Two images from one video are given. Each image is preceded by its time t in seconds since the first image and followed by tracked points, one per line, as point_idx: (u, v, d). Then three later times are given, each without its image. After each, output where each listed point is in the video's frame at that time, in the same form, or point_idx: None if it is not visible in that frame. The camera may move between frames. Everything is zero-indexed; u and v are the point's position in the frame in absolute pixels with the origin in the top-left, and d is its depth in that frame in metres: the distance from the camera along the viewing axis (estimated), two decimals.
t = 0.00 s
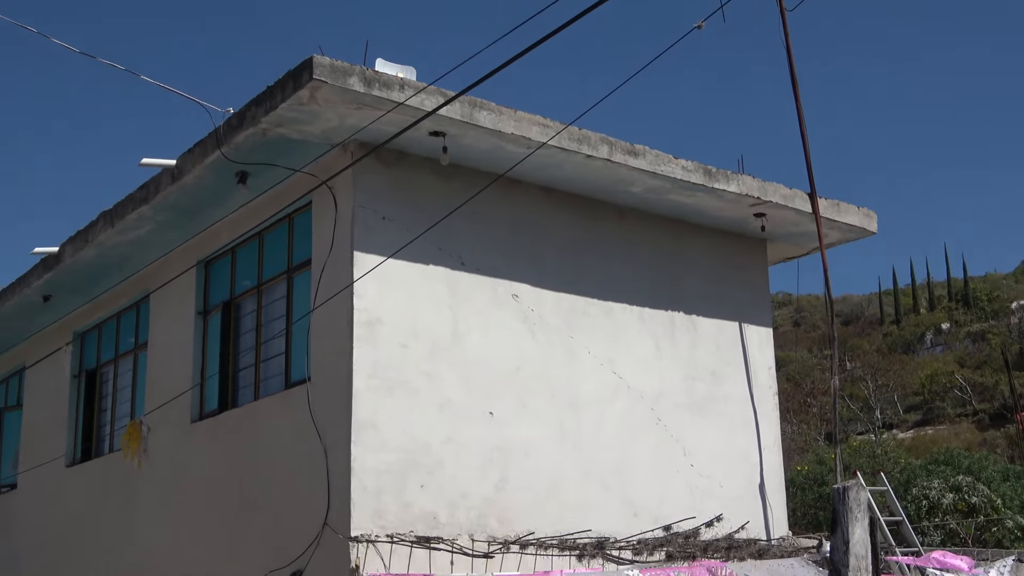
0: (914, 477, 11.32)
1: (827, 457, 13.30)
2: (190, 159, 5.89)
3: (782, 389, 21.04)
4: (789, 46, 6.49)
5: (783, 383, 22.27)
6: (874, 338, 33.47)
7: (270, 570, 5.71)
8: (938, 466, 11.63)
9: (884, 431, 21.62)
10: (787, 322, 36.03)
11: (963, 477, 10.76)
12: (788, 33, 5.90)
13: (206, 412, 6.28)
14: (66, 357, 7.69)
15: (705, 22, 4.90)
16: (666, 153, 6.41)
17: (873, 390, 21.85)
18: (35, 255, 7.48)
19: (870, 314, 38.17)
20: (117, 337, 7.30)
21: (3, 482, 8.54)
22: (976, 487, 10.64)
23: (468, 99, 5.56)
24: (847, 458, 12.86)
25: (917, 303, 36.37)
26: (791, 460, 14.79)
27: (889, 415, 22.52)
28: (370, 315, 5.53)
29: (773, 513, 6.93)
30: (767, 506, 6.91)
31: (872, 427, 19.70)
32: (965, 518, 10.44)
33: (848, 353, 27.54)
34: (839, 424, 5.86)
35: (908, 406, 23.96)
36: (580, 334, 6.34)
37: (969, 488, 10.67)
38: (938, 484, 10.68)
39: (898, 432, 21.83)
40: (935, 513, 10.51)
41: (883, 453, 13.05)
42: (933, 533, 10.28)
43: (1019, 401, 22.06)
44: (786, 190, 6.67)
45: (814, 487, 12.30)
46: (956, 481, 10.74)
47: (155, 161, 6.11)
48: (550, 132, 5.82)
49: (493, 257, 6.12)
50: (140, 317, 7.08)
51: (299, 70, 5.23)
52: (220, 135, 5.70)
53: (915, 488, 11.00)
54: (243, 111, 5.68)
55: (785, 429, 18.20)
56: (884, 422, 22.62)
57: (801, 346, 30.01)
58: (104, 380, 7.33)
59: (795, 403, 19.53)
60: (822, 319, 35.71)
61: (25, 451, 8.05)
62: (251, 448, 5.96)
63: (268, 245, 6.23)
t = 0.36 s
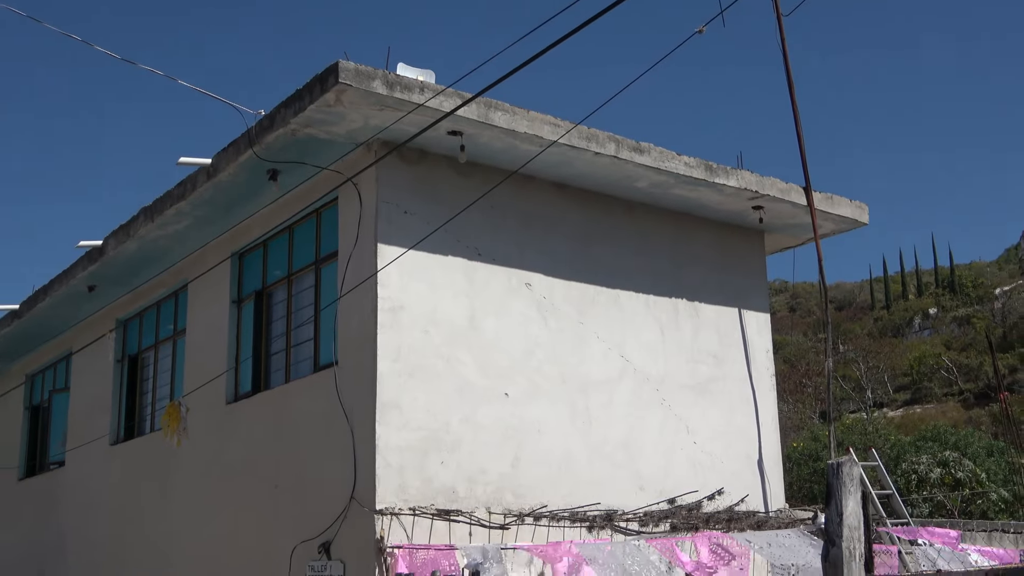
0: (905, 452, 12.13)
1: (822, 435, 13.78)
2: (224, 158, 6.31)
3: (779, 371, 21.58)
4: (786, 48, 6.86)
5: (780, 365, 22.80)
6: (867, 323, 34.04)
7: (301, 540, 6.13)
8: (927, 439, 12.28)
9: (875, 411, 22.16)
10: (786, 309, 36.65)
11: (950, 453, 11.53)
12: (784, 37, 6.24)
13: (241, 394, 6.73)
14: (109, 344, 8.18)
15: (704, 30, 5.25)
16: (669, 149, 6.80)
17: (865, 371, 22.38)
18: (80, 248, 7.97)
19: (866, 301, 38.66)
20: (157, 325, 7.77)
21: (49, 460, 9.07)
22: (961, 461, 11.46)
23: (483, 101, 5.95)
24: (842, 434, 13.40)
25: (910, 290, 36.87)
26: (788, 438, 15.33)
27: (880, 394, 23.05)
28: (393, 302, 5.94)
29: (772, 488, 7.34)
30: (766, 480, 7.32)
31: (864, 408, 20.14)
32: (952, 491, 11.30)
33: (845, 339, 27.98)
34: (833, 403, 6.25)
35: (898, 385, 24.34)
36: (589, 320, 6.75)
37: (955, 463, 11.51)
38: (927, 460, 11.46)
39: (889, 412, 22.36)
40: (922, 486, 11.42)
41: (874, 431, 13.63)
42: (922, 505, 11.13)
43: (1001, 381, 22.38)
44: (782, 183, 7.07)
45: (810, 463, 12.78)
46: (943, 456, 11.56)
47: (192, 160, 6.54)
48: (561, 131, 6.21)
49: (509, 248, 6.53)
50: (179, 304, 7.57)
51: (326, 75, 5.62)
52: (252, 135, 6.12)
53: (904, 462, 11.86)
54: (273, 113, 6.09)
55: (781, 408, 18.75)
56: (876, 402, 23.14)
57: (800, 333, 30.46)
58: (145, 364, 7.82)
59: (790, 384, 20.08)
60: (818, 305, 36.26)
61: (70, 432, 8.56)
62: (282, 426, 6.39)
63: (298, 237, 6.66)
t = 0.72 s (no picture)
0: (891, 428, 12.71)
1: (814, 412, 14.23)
2: (247, 150, 6.66)
3: (772, 351, 22.18)
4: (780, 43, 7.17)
5: (773, 345, 23.41)
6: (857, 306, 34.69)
7: (321, 511, 6.48)
8: (912, 417, 12.88)
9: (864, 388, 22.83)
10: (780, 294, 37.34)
11: (934, 428, 12.12)
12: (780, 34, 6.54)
13: (263, 373, 7.12)
14: (138, 326, 8.62)
15: (702, 30, 5.55)
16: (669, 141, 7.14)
17: (854, 350, 23.02)
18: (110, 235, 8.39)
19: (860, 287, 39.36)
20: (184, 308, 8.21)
21: (81, 436, 9.49)
22: (945, 436, 12.04)
23: (492, 95, 6.27)
24: (831, 411, 13.88)
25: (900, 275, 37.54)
26: (781, 413, 15.90)
27: (868, 372, 23.73)
28: (407, 287, 6.26)
29: (765, 462, 7.70)
30: (760, 455, 7.69)
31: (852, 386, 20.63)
32: (937, 464, 11.91)
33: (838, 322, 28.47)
34: (824, 380, 6.60)
35: (885, 363, 25.04)
36: (593, 304, 7.10)
37: (939, 438, 12.10)
38: (913, 435, 12.02)
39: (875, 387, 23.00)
40: (908, 460, 11.97)
41: (862, 407, 14.18)
42: (908, 478, 11.67)
43: (984, 359, 22.77)
44: (776, 173, 7.42)
45: (801, 438, 13.26)
46: (927, 432, 12.14)
47: (215, 152, 6.90)
48: (567, 124, 6.54)
49: (517, 235, 6.87)
50: (204, 289, 7.99)
51: (343, 71, 5.94)
52: (273, 129, 6.46)
53: (891, 438, 12.42)
54: (292, 107, 6.42)
55: (773, 385, 19.37)
56: (864, 379, 23.80)
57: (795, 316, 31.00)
58: (172, 345, 8.27)
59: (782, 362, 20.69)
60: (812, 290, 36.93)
61: (101, 409, 9.01)
62: (303, 403, 6.74)
63: (317, 225, 7.01)
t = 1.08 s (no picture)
0: (883, 403, 13.24)
1: (811, 385, 14.79)
2: (269, 135, 6.99)
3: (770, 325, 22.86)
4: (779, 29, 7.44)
5: (772, 320, 24.08)
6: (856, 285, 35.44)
7: (342, 478, 6.79)
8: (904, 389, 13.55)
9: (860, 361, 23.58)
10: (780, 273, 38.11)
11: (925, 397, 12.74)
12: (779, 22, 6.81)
13: (286, 347, 7.51)
14: (168, 303, 9.07)
15: (705, 17, 5.82)
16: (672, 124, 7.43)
17: (849, 324, 23.75)
18: (140, 216, 8.82)
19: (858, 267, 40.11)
20: (211, 286, 8.61)
21: (115, 407, 9.90)
22: (936, 406, 12.65)
23: (503, 81, 6.56)
24: (827, 381, 14.45)
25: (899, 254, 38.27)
26: (779, 384, 16.53)
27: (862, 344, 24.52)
28: (422, 265, 6.55)
29: (764, 431, 8.05)
30: (760, 425, 8.04)
31: (846, 359, 21.23)
32: (927, 432, 12.32)
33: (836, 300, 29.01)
34: (821, 352, 6.92)
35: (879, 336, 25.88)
36: (600, 281, 7.43)
37: (930, 408, 12.70)
38: (904, 404, 12.59)
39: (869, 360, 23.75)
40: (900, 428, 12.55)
41: (856, 376, 14.82)
42: (900, 445, 12.16)
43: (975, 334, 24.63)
44: (775, 154, 7.72)
45: (798, 407, 13.87)
46: (918, 402, 12.74)
47: (238, 137, 7.24)
48: (574, 108, 6.85)
49: (527, 215, 7.19)
50: (229, 267, 8.39)
51: (360, 59, 6.24)
52: (293, 114, 6.78)
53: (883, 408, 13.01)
54: (312, 93, 6.74)
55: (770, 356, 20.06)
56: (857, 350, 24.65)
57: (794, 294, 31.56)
58: (199, 320, 8.69)
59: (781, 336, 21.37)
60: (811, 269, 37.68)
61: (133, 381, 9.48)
62: (323, 374, 7.09)
63: (336, 206, 7.35)
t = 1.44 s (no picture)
0: (875, 375, 14.14)
1: (807, 360, 15.54)
2: (293, 123, 7.38)
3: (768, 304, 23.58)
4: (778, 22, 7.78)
5: (770, 299, 24.80)
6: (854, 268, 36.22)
7: (362, 449, 7.18)
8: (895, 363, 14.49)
9: (853, 339, 24.36)
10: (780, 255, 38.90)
11: (915, 373, 13.68)
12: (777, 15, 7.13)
13: (310, 325, 7.96)
14: (198, 283, 9.58)
15: (706, 11, 6.16)
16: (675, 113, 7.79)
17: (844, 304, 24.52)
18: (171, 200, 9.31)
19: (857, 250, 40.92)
20: (238, 267, 9.08)
21: (149, 381, 10.51)
22: (925, 380, 13.61)
23: (514, 73, 6.92)
24: (822, 357, 15.38)
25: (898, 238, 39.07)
26: (776, 360, 17.22)
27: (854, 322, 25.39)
28: (438, 247, 6.91)
29: (761, 404, 8.47)
30: (757, 398, 8.47)
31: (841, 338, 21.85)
32: (916, 405, 13.36)
33: (834, 282, 29.75)
34: (815, 329, 7.30)
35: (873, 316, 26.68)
36: (606, 263, 7.82)
37: (919, 382, 13.66)
38: (895, 379, 13.56)
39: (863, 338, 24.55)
40: (891, 402, 13.55)
41: (850, 353, 15.56)
42: (891, 417, 13.14)
43: (960, 311, 26.05)
44: (773, 141, 8.07)
45: (793, 381, 14.81)
46: (909, 377, 13.68)
47: (264, 126, 7.64)
48: (582, 98, 7.21)
49: (537, 200, 7.56)
50: (255, 250, 8.86)
51: (379, 51, 6.58)
52: (316, 104, 7.16)
53: (875, 382, 13.98)
54: (333, 84, 7.11)
55: (768, 333, 20.77)
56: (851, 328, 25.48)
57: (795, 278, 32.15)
58: (228, 300, 9.19)
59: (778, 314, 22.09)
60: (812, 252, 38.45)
61: (165, 357, 10.02)
62: (344, 350, 7.50)
63: (356, 191, 7.77)
